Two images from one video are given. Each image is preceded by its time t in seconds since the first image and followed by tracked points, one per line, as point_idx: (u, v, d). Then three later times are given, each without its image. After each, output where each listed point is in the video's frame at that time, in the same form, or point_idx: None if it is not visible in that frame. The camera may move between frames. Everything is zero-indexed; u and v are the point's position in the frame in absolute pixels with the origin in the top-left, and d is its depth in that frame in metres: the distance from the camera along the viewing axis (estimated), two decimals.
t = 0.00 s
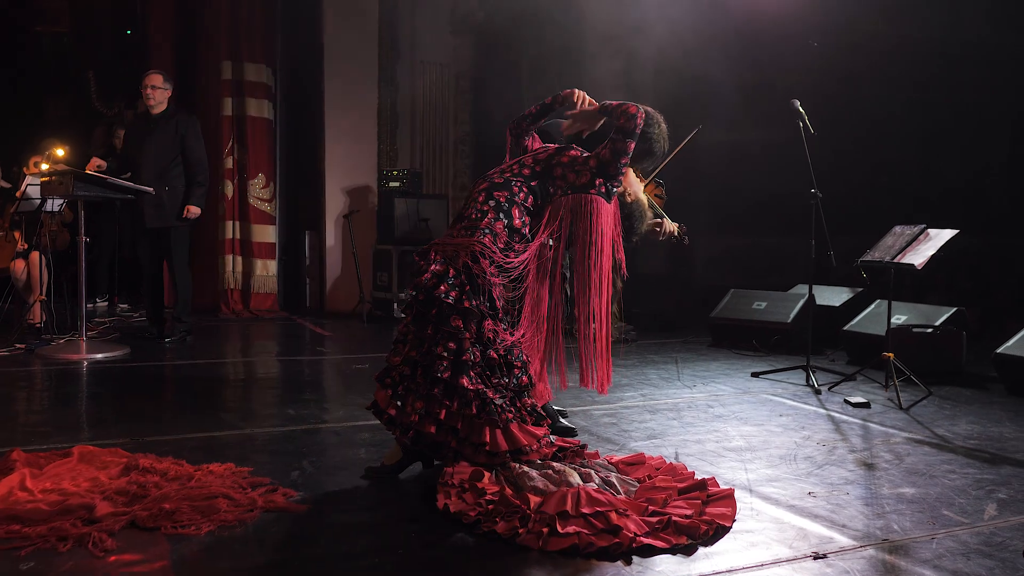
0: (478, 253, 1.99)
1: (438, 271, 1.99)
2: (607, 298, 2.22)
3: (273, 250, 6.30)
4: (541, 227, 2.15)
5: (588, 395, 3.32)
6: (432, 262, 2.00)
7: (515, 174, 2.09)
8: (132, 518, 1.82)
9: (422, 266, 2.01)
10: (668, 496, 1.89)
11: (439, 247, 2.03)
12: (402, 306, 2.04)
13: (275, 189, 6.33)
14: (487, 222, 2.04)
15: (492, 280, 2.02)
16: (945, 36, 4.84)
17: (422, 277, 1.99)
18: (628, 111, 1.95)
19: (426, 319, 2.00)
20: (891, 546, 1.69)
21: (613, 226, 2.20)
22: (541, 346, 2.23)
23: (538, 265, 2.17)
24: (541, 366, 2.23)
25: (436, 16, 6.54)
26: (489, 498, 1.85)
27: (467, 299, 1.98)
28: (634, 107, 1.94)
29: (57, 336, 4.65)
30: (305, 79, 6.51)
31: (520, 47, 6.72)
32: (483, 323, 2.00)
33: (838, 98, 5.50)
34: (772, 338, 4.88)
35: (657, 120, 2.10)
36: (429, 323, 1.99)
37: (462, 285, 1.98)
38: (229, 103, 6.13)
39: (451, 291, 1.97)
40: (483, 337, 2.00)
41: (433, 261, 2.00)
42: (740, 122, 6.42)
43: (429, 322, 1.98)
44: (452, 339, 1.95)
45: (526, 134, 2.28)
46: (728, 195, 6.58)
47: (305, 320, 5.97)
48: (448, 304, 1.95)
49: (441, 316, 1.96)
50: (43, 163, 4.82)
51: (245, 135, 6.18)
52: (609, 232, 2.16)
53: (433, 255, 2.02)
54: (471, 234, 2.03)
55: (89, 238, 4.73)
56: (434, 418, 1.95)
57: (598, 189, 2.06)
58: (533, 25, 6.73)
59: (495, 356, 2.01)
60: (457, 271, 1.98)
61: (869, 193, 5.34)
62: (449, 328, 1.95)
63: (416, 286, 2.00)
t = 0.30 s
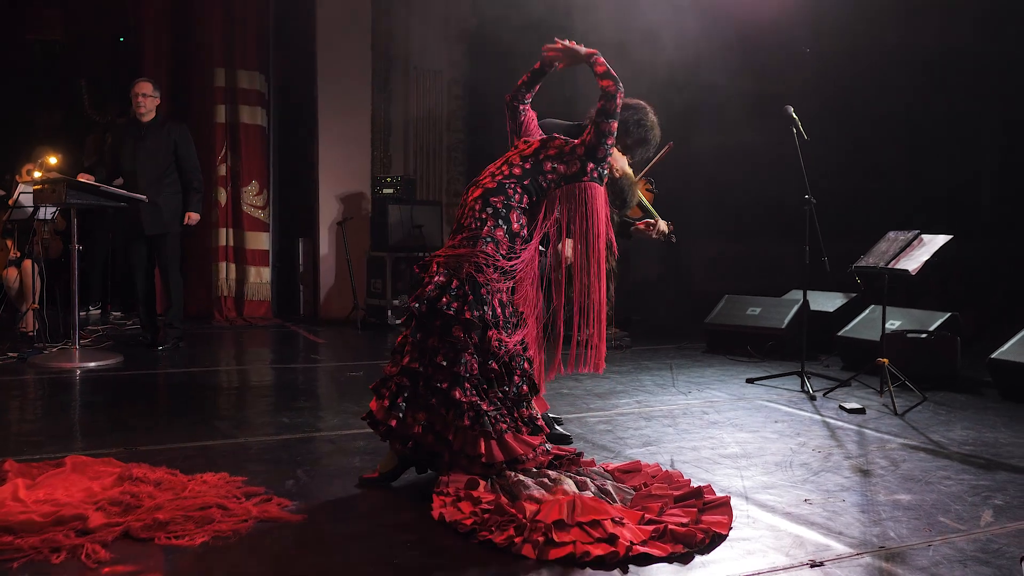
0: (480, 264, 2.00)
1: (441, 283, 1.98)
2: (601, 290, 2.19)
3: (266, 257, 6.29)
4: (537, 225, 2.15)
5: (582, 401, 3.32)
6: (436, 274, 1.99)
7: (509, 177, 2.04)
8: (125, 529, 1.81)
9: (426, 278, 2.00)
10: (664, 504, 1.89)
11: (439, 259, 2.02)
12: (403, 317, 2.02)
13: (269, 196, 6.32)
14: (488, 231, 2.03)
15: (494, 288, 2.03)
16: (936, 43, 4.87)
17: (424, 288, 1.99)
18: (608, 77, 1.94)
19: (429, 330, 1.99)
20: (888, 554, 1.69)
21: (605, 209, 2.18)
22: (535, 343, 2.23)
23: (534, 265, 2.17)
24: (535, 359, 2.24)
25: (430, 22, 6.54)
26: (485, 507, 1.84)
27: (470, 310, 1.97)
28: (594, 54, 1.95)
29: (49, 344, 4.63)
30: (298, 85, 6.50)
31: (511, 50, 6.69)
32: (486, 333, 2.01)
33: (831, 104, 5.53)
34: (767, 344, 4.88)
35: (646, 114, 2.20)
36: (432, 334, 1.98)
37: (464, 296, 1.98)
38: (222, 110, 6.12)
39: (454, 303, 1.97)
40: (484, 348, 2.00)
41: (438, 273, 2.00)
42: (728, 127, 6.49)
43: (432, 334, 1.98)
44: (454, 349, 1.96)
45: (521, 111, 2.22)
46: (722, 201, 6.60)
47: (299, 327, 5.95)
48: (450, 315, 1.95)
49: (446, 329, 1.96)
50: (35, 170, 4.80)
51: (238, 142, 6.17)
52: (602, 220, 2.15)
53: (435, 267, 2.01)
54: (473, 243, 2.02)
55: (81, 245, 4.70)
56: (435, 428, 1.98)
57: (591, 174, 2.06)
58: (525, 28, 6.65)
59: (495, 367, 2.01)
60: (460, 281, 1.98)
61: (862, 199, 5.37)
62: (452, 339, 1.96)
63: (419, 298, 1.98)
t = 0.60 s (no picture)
0: (482, 277, 2.00)
1: (445, 298, 1.99)
2: (589, 279, 2.11)
3: (262, 265, 6.28)
4: (527, 217, 2.08)
5: (578, 409, 3.31)
6: (439, 290, 2.00)
7: (495, 182, 2.01)
8: (120, 540, 1.80)
9: (430, 294, 2.01)
10: (661, 513, 1.88)
11: (439, 275, 2.02)
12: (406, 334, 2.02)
13: (264, 204, 6.32)
14: (486, 243, 2.02)
15: (495, 298, 2.02)
16: (930, 51, 4.89)
17: (427, 304, 2.00)
18: (560, 44, 1.90)
19: (433, 346, 1.99)
20: (885, 562, 1.69)
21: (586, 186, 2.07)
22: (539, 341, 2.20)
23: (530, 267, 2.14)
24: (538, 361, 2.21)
25: (425, 30, 6.53)
26: (482, 516, 1.84)
27: (474, 322, 1.97)
28: None
29: (44, 354, 4.61)
30: (294, 93, 6.50)
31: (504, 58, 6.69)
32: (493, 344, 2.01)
33: (825, 111, 5.56)
34: (763, 351, 4.89)
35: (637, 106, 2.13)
36: (436, 349, 1.99)
37: (467, 309, 1.98)
38: (218, 118, 6.10)
39: (457, 317, 1.97)
40: (490, 360, 2.01)
41: (441, 289, 2.00)
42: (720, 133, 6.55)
43: (437, 350, 1.99)
44: (459, 363, 1.98)
45: (502, 91, 2.16)
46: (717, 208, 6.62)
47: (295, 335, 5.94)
48: (453, 330, 1.96)
49: (451, 343, 1.98)
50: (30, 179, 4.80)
51: (233, 150, 6.16)
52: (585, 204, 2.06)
53: (438, 282, 2.01)
54: (472, 257, 2.01)
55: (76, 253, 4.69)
56: (441, 441, 2.00)
57: (568, 150, 1.96)
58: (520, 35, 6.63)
59: (501, 376, 2.03)
60: (462, 296, 1.99)
61: (856, 206, 5.40)
62: (456, 353, 1.97)
63: (422, 314, 1.99)
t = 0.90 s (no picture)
0: (484, 293, 2.00)
1: (450, 317, 1.99)
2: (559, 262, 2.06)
3: (260, 279, 6.28)
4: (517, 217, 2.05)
5: (578, 422, 3.31)
6: (444, 311, 2.00)
7: (483, 194, 2.00)
8: (121, 557, 1.79)
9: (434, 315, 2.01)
10: (662, 526, 1.89)
11: (443, 295, 2.03)
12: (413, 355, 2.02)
13: (262, 218, 6.33)
14: (486, 259, 2.00)
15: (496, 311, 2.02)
16: (924, 63, 4.93)
17: (432, 324, 2.00)
18: (498, 35, 1.93)
19: (442, 365, 1.98)
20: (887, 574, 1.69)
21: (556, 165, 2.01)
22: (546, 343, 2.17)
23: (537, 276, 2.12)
24: (544, 366, 2.18)
25: (422, 45, 6.56)
26: (482, 530, 1.84)
27: (482, 339, 1.97)
28: None
29: (43, 370, 4.60)
30: (292, 108, 6.52)
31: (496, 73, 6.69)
32: (502, 358, 2.01)
33: (822, 122, 5.58)
34: (762, 362, 4.89)
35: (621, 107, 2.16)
36: (445, 367, 1.98)
37: (473, 326, 1.98)
38: (215, 133, 6.14)
39: (464, 334, 1.98)
40: (500, 374, 2.01)
41: (444, 309, 2.00)
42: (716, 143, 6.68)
43: (445, 368, 1.98)
44: (470, 380, 1.98)
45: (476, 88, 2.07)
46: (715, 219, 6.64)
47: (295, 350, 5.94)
48: (461, 347, 1.96)
49: (460, 360, 1.98)
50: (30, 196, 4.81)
51: (232, 165, 6.18)
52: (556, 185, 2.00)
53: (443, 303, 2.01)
54: (475, 274, 2.00)
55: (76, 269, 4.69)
56: (448, 457, 1.98)
57: (535, 131, 1.96)
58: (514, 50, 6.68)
59: (510, 388, 2.02)
60: (467, 313, 1.99)
61: (854, 217, 5.42)
62: (466, 371, 1.97)
63: (427, 333, 1.99)
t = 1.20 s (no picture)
0: (490, 322, 2.00)
1: (459, 350, 2.00)
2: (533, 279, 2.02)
3: (268, 307, 6.30)
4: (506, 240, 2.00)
5: (588, 447, 3.30)
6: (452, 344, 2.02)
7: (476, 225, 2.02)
8: None
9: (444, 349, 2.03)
10: (674, 552, 1.88)
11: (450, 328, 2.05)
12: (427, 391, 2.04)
13: (270, 246, 6.37)
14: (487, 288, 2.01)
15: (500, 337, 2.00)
16: (927, 83, 4.96)
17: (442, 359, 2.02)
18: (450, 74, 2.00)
19: (455, 399, 1.98)
20: None
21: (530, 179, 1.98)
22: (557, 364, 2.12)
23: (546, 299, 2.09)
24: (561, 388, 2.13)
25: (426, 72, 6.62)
26: (493, 559, 1.82)
27: (491, 371, 1.98)
28: (410, 20, 1.92)
29: (53, 400, 4.62)
30: (298, 136, 6.58)
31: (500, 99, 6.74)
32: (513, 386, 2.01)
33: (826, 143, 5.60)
34: (772, 383, 4.87)
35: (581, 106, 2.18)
36: (457, 401, 1.98)
37: (483, 359, 1.99)
38: (222, 162, 6.20)
39: (475, 367, 1.99)
40: (511, 403, 2.01)
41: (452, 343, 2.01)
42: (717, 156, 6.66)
43: (458, 401, 1.98)
44: (484, 413, 1.98)
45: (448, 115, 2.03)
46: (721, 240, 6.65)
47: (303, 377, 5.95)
48: (472, 380, 1.97)
49: (472, 392, 1.98)
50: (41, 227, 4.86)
51: (240, 194, 6.23)
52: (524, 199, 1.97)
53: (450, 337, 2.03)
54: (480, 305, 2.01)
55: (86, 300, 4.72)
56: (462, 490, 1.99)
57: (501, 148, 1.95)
58: (517, 75, 6.76)
59: (522, 416, 2.02)
60: (476, 345, 2.00)
61: (860, 236, 5.42)
62: (481, 404, 1.98)
63: (439, 368, 2.02)
